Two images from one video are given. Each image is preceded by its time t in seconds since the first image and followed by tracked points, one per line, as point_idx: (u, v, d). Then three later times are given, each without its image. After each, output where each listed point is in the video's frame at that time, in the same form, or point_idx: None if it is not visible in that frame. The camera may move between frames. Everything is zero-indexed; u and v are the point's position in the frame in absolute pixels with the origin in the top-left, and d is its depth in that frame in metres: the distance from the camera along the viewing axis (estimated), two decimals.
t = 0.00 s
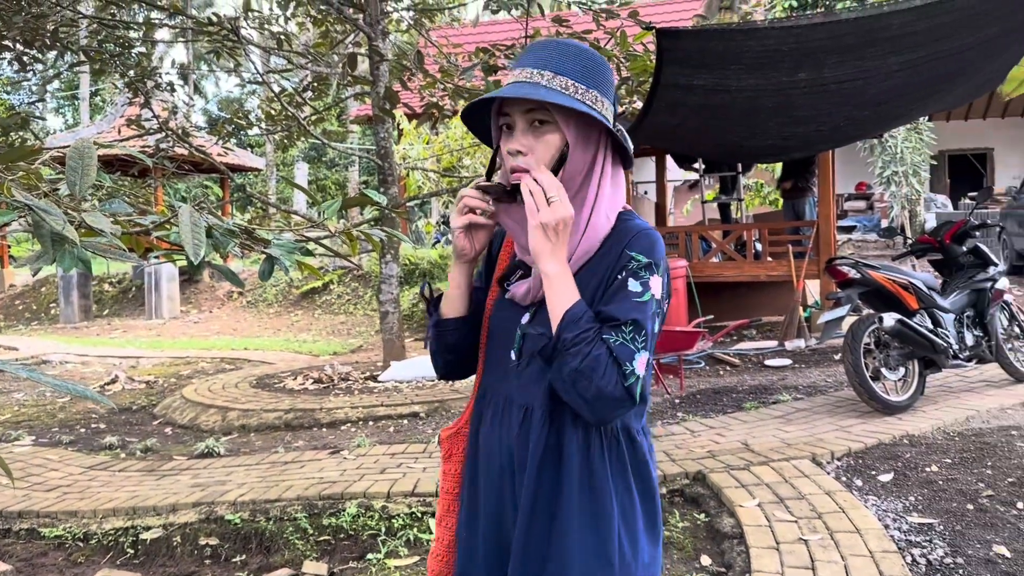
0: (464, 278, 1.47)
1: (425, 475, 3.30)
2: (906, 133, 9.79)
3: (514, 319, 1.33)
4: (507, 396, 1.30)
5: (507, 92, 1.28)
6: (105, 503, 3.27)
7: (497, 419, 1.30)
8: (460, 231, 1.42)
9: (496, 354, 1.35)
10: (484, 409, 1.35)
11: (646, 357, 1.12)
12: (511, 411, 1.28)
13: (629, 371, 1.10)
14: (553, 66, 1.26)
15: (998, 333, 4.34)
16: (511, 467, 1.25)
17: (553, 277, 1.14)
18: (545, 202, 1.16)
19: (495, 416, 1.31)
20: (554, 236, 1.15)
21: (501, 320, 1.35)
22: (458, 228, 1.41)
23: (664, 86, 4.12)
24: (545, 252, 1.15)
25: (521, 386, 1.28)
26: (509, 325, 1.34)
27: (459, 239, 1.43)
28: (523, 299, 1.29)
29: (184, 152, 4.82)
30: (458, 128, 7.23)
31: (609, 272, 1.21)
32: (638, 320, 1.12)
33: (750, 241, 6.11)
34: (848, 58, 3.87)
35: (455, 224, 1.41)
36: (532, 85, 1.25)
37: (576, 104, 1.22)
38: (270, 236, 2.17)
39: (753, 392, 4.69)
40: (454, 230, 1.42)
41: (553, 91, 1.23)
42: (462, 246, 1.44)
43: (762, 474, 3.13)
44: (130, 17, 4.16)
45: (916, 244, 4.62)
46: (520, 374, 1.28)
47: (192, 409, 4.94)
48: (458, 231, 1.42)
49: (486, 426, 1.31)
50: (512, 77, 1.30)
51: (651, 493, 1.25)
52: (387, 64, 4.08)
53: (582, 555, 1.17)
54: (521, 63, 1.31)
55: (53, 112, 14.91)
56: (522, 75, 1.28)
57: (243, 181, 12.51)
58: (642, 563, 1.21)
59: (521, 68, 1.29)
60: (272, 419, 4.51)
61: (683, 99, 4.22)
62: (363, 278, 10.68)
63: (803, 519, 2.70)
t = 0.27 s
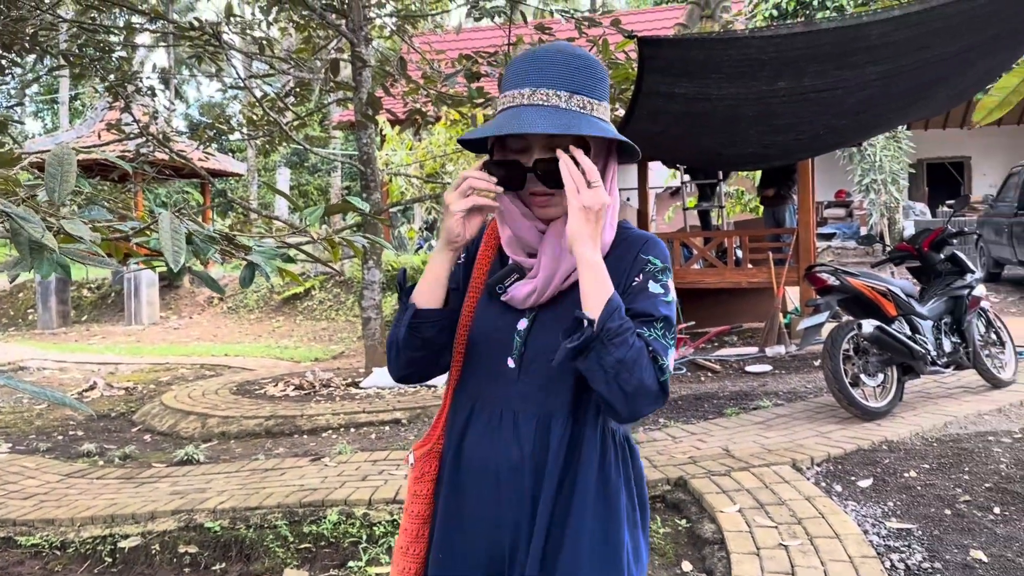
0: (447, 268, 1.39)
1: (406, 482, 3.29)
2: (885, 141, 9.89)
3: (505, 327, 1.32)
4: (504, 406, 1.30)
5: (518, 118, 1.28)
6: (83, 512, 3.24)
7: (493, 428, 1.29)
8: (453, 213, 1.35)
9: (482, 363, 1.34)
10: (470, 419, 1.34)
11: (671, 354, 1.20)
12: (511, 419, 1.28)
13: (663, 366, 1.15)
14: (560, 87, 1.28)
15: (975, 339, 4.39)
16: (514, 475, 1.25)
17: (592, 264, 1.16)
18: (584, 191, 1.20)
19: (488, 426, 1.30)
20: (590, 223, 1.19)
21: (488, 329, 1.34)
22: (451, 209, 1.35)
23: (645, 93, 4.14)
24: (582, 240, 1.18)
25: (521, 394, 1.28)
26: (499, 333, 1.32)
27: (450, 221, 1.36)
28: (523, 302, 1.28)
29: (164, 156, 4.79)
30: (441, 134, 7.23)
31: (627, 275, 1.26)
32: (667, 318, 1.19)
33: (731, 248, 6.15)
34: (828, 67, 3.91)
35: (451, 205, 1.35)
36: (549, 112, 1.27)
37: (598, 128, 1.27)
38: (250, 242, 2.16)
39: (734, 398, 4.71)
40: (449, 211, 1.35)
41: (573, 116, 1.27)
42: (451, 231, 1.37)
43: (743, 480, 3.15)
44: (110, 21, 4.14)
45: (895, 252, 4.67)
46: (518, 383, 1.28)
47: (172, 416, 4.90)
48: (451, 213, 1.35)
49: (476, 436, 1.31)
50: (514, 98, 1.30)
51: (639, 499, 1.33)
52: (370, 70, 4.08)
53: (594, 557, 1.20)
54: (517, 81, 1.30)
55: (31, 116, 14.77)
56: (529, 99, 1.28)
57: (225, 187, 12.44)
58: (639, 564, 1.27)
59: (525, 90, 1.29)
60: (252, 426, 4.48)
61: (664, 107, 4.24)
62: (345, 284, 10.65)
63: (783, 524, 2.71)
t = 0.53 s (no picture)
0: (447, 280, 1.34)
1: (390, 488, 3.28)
2: (868, 149, 9.98)
3: (507, 344, 1.31)
4: (514, 426, 1.30)
5: (536, 144, 1.27)
6: (64, 519, 3.21)
7: (505, 449, 1.29)
8: (461, 223, 1.30)
9: (485, 384, 1.32)
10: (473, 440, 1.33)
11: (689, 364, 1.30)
12: (525, 439, 1.29)
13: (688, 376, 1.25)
14: (575, 111, 1.28)
15: (956, 345, 4.43)
16: (535, 496, 1.26)
17: (626, 280, 1.23)
18: (613, 211, 1.26)
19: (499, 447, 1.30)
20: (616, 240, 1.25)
21: (489, 348, 1.32)
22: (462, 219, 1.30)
23: (630, 101, 4.16)
24: (614, 256, 1.24)
25: (534, 414, 1.29)
26: (502, 352, 1.31)
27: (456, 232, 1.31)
28: (532, 320, 1.28)
29: (148, 161, 4.76)
30: (426, 140, 7.23)
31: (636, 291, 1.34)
32: (685, 331, 1.30)
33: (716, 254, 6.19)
34: (811, 75, 3.95)
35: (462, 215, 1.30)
36: (569, 138, 1.27)
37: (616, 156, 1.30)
38: (235, 248, 2.16)
39: (718, 404, 4.73)
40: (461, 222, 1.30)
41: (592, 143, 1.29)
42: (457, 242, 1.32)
43: (727, 485, 3.16)
44: (93, 25, 4.11)
45: (877, 259, 4.71)
46: (529, 402, 1.29)
47: (155, 422, 4.87)
48: (461, 224, 1.30)
49: (485, 457, 1.30)
50: (526, 123, 1.28)
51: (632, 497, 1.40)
52: (356, 76, 4.08)
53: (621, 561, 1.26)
54: (526, 105, 1.29)
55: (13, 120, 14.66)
56: (545, 124, 1.27)
57: (209, 191, 12.39)
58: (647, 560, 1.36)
59: (540, 115, 1.27)
60: (236, 432, 4.46)
61: (649, 114, 4.27)
62: (330, 289, 10.62)
63: (767, 529, 2.73)
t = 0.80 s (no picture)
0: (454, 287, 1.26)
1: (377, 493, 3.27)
2: (853, 155, 10.05)
3: (504, 353, 1.30)
4: (522, 439, 1.29)
5: (549, 154, 1.26)
6: (48, 524, 3.18)
7: (515, 463, 1.28)
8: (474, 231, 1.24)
9: (485, 397, 1.30)
10: (476, 456, 1.30)
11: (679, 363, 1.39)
12: (534, 450, 1.28)
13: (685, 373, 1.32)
14: (581, 123, 1.30)
15: (941, 350, 4.46)
16: (551, 507, 1.27)
17: (641, 286, 1.27)
18: (630, 218, 1.28)
19: (507, 461, 1.28)
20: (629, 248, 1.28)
21: (487, 359, 1.30)
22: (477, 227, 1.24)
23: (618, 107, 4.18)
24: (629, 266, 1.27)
25: (540, 424, 1.29)
26: (502, 363, 1.30)
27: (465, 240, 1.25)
28: (532, 330, 1.28)
29: (134, 164, 4.74)
30: (415, 145, 7.23)
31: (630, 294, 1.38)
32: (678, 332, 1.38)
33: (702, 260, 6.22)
34: (797, 83, 3.98)
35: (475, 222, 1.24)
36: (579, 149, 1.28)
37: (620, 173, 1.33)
38: (222, 253, 2.16)
39: (705, 409, 4.75)
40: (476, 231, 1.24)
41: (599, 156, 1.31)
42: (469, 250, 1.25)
43: (713, 490, 3.17)
44: (79, 27, 4.09)
45: (862, 265, 4.75)
46: (534, 413, 1.29)
47: (140, 427, 4.84)
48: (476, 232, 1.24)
49: (493, 471, 1.28)
50: (536, 133, 1.27)
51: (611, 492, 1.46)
52: (344, 81, 4.08)
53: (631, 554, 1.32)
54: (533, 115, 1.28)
55: None
56: (556, 135, 1.27)
57: (195, 195, 12.34)
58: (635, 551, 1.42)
59: (550, 126, 1.27)
60: (222, 437, 4.44)
61: (637, 120, 4.28)
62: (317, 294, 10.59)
63: (753, 534, 2.74)
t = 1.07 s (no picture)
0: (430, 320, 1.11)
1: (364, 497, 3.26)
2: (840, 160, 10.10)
3: (483, 365, 1.19)
4: (506, 456, 1.19)
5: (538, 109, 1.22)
6: (32, 529, 3.15)
7: (501, 481, 1.18)
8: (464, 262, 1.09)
9: (465, 415, 1.19)
10: (459, 479, 1.19)
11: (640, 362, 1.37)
12: (521, 466, 1.19)
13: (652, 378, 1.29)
14: (558, 91, 1.28)
15: (927, 355, 4.48)
16: (539, 527, 1.18)
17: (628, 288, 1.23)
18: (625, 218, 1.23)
19: (493, 482, 1.18)
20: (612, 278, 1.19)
21: (463, 372, 1.19)
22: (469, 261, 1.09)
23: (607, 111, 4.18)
24: (608, 272, 1.18)
25: (525, 438, 1.20)
26: (480, 377, 1.19)
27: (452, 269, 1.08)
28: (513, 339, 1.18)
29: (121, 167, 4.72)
30: (403, 148, 7.22)
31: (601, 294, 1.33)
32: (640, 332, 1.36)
33: (690, 264, 6.23)
34: (785, 87, 3.99)
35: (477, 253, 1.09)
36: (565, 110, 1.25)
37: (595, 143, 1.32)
38: (209, 256, 2.15)
39: (692, 413, 4.76)
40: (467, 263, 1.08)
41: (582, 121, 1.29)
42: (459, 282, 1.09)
43: (701, 494, 3.18)
44: (66, 28, 4.07)
45: (849, 269, 4.77)
46: (516, 427, 1.19)
47: (125, 431, 4.80)
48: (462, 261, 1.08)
49: (479, 492, 1.18)
50: (524, 94, 1.22)
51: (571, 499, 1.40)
52: (332, 84, 4.07)
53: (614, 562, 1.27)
54: (517, 79, 1.23)
55: None
56: (542, 97, 1.24)
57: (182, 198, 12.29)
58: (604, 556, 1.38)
59: (536, 89, 1.24)
60: (208, 441, 4.41)
61: (625, 124, 4.29)
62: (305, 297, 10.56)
63: (741, 537, 2.74)
